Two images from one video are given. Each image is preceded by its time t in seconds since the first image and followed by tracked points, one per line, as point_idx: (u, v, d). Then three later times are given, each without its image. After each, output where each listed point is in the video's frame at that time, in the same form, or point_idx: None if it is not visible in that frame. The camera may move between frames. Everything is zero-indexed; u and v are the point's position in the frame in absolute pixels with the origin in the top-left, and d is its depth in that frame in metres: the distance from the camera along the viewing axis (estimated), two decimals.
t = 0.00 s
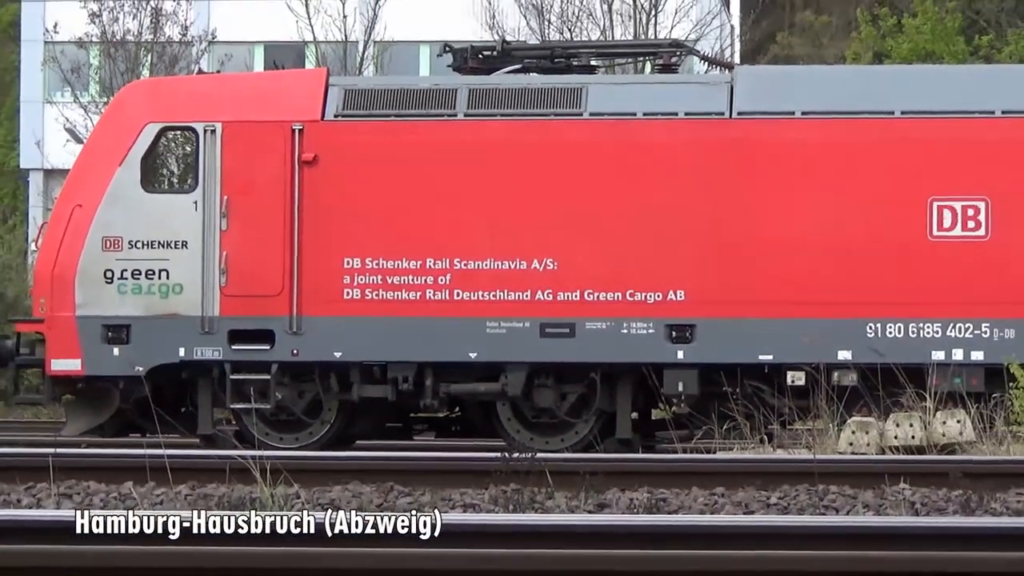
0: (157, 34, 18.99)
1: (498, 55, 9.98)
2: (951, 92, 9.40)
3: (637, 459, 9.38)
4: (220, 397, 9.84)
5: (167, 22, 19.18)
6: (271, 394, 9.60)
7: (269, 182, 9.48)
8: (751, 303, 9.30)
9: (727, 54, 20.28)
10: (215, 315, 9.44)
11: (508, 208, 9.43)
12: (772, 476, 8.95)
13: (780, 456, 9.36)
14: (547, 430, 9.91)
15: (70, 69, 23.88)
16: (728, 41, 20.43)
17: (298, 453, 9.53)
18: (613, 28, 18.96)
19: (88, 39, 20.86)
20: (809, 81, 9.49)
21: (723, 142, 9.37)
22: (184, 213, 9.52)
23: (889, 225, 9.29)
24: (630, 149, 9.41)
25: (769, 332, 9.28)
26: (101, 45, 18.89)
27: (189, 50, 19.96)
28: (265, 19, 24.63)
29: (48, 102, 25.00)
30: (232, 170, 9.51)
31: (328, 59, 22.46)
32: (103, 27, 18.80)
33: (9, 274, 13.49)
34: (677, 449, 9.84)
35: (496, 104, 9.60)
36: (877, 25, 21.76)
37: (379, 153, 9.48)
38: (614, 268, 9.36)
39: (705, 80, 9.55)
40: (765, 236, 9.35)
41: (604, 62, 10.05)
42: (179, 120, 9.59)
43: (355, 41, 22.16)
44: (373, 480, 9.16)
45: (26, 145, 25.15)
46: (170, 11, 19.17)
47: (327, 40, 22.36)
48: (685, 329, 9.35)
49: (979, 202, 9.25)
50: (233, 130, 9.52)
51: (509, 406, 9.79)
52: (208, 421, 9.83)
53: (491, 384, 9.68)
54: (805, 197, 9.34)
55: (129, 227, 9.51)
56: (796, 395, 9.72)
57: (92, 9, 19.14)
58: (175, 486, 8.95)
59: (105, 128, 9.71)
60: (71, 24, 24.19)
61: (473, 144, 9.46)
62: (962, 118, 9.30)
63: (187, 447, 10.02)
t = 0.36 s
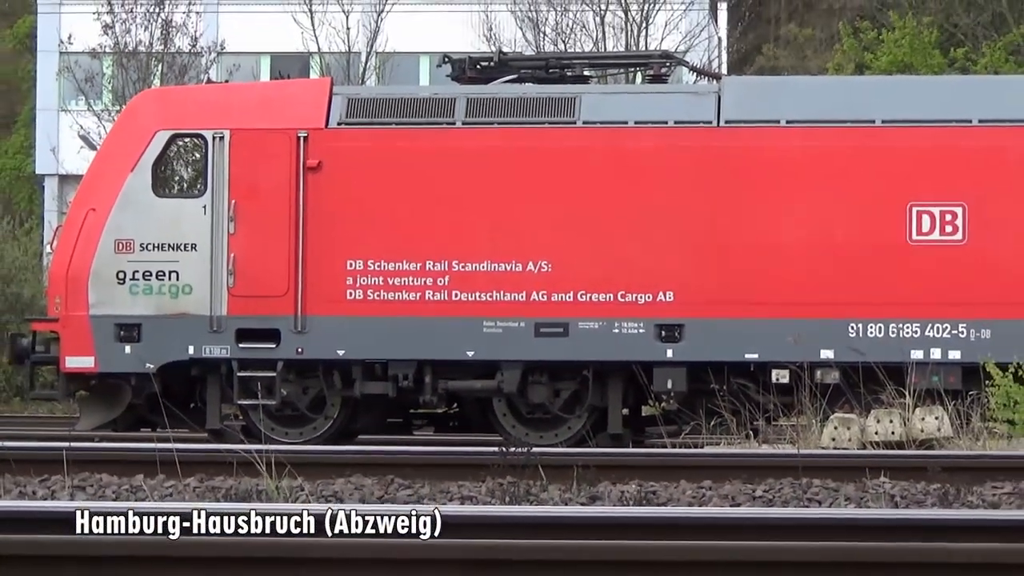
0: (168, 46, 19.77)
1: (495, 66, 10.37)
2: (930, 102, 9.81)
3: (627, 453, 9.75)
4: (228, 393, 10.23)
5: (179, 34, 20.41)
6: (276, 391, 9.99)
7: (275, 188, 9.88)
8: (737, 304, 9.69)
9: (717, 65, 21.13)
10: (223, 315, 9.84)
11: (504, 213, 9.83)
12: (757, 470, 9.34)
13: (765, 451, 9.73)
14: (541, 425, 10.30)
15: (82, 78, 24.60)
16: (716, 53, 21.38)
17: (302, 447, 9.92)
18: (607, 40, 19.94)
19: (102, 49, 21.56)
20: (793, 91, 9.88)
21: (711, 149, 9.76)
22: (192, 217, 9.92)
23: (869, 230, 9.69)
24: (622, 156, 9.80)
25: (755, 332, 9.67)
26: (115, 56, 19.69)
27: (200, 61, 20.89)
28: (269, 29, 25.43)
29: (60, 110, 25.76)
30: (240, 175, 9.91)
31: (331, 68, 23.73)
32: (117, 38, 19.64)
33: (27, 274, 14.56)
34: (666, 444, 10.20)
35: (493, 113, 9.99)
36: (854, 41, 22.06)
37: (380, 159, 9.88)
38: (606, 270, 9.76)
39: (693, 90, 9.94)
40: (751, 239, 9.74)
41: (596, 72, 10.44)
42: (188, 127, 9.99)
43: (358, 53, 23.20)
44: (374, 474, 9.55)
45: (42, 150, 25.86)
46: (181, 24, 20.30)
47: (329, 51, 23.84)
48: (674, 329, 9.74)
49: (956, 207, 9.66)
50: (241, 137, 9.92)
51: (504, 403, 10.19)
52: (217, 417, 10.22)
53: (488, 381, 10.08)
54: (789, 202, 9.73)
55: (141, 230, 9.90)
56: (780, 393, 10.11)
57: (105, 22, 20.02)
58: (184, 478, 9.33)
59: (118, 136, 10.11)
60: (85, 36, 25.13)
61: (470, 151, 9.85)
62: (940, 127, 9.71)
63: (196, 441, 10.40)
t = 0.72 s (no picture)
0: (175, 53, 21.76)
1: (490, 72, 10.78)
2: (909, 107, 10.20)
3: (617, 444, 10.13)
4: (233, 386, 10.64)
5: (186, 41, 22.18)
6: (279, 383, 10.40)
7: (278, 189, 10.27)
8: (723, 302, 10.09)
9: (701, 70, 22.19)
10: (228, 311, 10.23)
11: (499, 213, 10.22)
12: (742, 461, 9.73)
13: (749, 443, 10.06)
14: (535, 417, 10.71)
15: (93, 83, 25.49)
16: (704, 58, 22.83)
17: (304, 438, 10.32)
18: (596, 47, 21.29)
19: (115, 55, 22.57)
20: (777, 96, 10.27)
21: (697, 153, 10.15)
22: (199, 217, 10.32)
23: (850, 230, 10.08)
24: (612, 159, 10.19)
25: (740, 328, 10.07)
26: (125, 63, 21.56)
27: (206, 67, 22.42)
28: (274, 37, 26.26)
29: (72, 114, 26.83)
30: (245, 177, 10.30)
31: (334, 76, 23.91)
32: (126, 46, 21.50)
33: (39, 272, 15.08)
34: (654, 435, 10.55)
35: (488, 117, 10.38)
36: (839, 55, 26.30)
37: (380, 161, 10.28)
38: (597, 269, 10.15)
39: (681, 95, 10.33)
40: (736, 239, 10.14)
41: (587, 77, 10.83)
42: (195, 131, 10.39)
43: (357, 59, 24.00)
44: (373, 464, 9.93)
45: (55, 152, 26.71)
46: (188, 31, 22.18)
47: (332, 58, 24.26)
48: (662, 325, 10.13)
49: (932, 208, 10.06)
50: (245, 141, 10.31)
51: (499, 396, 10.61)
52: (222, 409, 10.64)
53: (483, 375, 10.47)
54: (772, 203, 10.13)
55: (149, 230, 10.29)
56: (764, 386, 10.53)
57: (116, 30, 21.76)
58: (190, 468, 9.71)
59: (127, 139, 10.51)
60: (96, 43, 26.01)
61: (466, 154, 10.25)
62: (917, 131, 10.10)
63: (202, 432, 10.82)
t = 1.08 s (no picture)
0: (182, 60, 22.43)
1: (484, 78, 11.15)
2: (888, 112, 10.57)
3: (607, 437, 10.52)
4: (237, 381, 11.04)
5: (192, 48, 23.17)
6: (282, 378, 10.79)
7: (281, 191, 10.67)
8: (709, 299, 10.48)
9: (689, 77, 22.80)
10: (233, 309, 10.62)
11: (493, 215, 10.62)
12: (727, 453, 10.12)
13: (733, 435, 10.47)
14: (528, 411, 11.10)
15: (102, 89, 26.13)
16: (690, 67, 23.21)
17: (306, 431, 10.70)
18: (587, 53, 21.67)
19: (123, 63, 23.36)
20: (761, 101, 10.67)
21: (684, 156, 10.55)
22: (204, 218, 10.71)
23: (830, 230, 10.49)
24: (602, 162, 10.59)
25: (725, 325, 10.46)
26: (134, 69, 22.39)
27: (210, 74, 23.36)
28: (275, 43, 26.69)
29: (85, 119, 27.14)
30: (249, 180, 10.70)
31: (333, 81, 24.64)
32: (135, 54, 22.40)
33: (50, 271, 15.61)
34: (642, 428, 10.99)
35: (482, 121, 10.77)
36: (820, 60, 27.20)
37: (379, 165, 10.67)
38: (588, 268, 10.55)
39: (668, 100, 10.72)
40: (721, 239, 10.53)
41: (579, 83, 11.23)
42: (201, 135, 10.79)
43: (357, 66, 24.53)
44: (372, 456, 10.32)
45: (65, 156, 27.32)
46: (193, 40, 23.12)
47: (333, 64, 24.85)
48: (650, 322, 10.53)
49: (910, 210, 10.45)
50: (249, 145, 10.71)
51: (494, 390, 11.01)
52: (227, 403, 11.02)
53: (478, 370, 10.86)
54: (756, 205, 10.52)
55: (156, 231, 10.69)
56: (748, 381, 10.92)
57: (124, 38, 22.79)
58: (196, 460, 10.08)
59: (135, 143, 10.91)
60: (105, 51, 26.65)
61: (462, 157, 10.64)
62: (896, 135, 10.49)
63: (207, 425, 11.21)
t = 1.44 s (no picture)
0: (187, 67, 23.28)
1: (478, 83, 11.58)
2: (868, 116, 10.97)
3: (597, 430, 10.92)
4: (241, 375, 11.45)
5: (197, 56, 23.95)
6: (283, 373, 11.19)
7: (282, 193, 11.08)
8: (694, 297, 10.89)
9: (676, 83, 23.36)
10: (236, 306, 11.03)
11: (487, 215, 11.03)
12: (712, 445, 10.50)
13: (718, 428, 10.87)
14: (520, 404, 11.51)
15: (110, 94, 26.68)
16: (678, 74, 23.67)
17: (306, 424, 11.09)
18: (578, 60, 22.14)
19: (130, 70, 24.03)
20: (744, 106, 11.07)
21: (671, 159, 10.95)
22: (208, 219, 11.12)
23: (811, 230, 10.89)
24: (592, 165, 11.00)
25: (710, 321, 10.86)
26: (141, 76, 23.03)
27: (214, 80, 24.02)
28: (275, 50, 27.13)
29: (92, 123, 27.72)
30: (251, 182, 11.11)
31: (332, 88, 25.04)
32: (143, 61, 23.08)
33: (61, 271, 16.15)
34: (630, 421, 11.43)
35: (477, 126, 11.17)
36: (801, 68, 27.33)
37: (377, 168, 11.08)
38: (578, 267, 10.96)
39: (656, 105, 11.13)
40: (706, 239, 10.94)
41: (570, 89, 11.64)
42: (205, 139, 11.20)
43: (356, 72, 24.96)
44: (370, 449, 10.69)
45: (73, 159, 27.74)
46: (199, 47, 23.88)
47: (333, 71, 25.24)
48: (638, 319, 10.93)
49: (888, 211, 10.86)
50: (252, 148, 11.12)
51: (487, 385, 11.42)
52: (230, 397, 11.44)
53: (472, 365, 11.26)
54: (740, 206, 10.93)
55: (162, 231, 11.10)
56: (733, 376, 11.32)
57: (131, 46, 23.48)
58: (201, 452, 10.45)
59: (141, 147, 11.32)
60: (113, 57, 27.17)
61: (457, 160, 11.06)
62: (875, 139, 10.90)
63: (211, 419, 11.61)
